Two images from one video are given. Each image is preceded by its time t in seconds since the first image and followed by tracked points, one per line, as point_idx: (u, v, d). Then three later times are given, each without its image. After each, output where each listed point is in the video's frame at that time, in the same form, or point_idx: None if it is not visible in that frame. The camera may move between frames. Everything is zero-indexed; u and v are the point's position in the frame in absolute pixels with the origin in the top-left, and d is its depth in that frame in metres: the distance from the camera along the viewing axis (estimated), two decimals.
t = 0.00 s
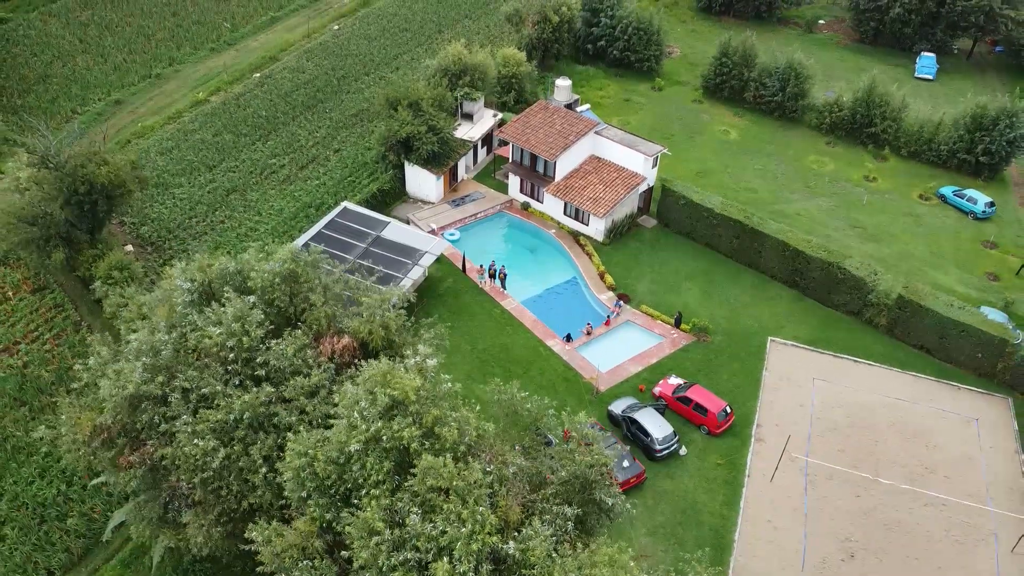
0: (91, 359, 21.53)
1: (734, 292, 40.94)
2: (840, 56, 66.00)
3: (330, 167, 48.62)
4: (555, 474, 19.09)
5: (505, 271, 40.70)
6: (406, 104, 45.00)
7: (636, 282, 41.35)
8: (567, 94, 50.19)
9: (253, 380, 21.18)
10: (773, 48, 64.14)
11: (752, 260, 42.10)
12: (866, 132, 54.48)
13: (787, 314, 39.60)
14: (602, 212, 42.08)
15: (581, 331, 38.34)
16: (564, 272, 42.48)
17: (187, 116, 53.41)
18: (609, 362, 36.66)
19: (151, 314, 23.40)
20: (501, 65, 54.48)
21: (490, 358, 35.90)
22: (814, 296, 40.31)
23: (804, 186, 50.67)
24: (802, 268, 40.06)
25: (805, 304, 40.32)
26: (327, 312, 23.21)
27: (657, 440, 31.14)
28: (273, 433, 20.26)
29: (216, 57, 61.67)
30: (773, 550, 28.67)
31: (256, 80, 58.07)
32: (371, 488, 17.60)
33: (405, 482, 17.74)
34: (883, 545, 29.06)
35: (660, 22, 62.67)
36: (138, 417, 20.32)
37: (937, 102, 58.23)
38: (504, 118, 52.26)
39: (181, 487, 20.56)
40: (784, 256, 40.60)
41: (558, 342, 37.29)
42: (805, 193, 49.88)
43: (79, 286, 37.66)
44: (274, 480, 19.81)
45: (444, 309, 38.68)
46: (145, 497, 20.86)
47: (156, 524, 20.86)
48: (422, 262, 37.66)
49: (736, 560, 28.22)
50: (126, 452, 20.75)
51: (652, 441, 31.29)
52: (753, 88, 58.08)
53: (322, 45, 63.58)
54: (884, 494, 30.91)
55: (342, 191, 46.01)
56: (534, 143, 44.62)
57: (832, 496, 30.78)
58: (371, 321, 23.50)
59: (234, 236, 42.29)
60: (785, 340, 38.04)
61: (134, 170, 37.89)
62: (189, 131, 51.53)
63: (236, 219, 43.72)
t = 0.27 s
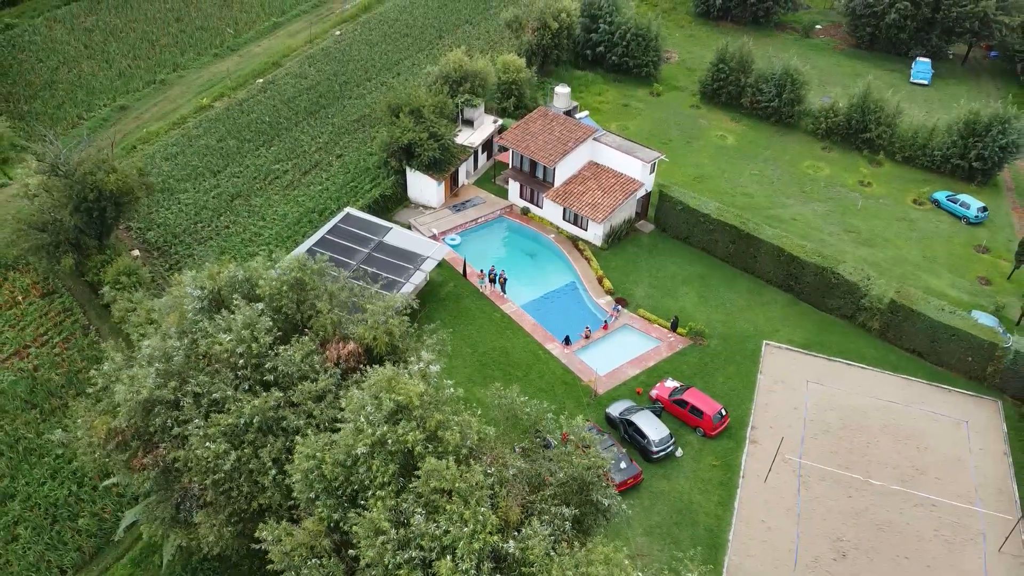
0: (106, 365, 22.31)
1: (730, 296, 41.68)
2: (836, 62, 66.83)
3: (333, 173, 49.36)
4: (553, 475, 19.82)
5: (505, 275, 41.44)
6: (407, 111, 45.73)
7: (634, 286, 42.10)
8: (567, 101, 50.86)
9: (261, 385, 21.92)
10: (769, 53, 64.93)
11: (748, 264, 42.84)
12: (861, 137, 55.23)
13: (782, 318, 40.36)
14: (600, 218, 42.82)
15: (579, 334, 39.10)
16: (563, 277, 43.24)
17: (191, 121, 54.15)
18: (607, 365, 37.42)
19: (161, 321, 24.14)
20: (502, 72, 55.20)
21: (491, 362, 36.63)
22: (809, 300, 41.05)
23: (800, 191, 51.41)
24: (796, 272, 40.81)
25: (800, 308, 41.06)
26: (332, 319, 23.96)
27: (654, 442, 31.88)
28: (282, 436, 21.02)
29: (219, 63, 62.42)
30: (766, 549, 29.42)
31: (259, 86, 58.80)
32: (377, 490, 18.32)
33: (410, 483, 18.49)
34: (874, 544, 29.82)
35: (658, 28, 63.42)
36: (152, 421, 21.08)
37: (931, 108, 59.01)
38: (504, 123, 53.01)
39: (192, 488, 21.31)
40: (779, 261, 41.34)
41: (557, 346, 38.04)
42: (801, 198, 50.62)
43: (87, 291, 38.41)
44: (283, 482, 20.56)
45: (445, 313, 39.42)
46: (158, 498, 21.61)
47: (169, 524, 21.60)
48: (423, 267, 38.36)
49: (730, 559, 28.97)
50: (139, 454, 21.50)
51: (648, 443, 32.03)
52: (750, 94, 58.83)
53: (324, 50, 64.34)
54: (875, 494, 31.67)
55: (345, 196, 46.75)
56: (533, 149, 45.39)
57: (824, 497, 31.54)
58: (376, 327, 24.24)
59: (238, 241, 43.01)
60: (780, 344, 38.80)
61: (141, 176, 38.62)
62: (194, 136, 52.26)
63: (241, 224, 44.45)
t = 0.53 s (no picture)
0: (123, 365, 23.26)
1: (726, 297, 42.57)
2: (832, 65, 67.76)
3: (337, 176, 50.26)
4: (552, 471, 20.70)
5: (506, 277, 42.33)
6: (410, 116, 46.64)
7: (632, 288, 43.00)
8: (566, 106, 51.77)
9: (272, 384, 22.82)
10: (767, 57, 65.84)
11: (744, 267, 43.72)
12: (856, 140, 56.12)
13: (777, 319, 41.25)
14: (599, 221, 43.68)
15: (579, 335, 40.00)
16: (562, 279, 44.14)
17: (197, 125, 55.07)
18: (605, 365, 38.33)
19: (175, 323, 25.05)
20: (502, 76, 56.07)
21: (492, 362, 37.54)
22: (803, 302, 41.94)
23: (795, 194, 52.30)
24: (791, 275, 41.69)
25: (795, 309, 41.95)
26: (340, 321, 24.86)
27: (651, 440, 32.78)
28: (292, 433, 21.92)
29: (224, 67, 63.37)
30: (760, 544, 30.31)
31: (263, 90, 59.72)
32: (385, 484, 19.22)
33: (416, 478, 19.39)
34: (865, 538, 30.70)
35: (656, 33, 64.32)
36: (168, 419, 21.99)
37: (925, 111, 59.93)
38: (505, 127, 53.94)
39: (206, 483, 22.20)
40: (774, 264, 42.23)
41: (557, 346, 38.93)
42: (796, 201, 51.51)
43: (98, 293, 39.35)
44: (294, 478, 21.47)
45: (447, 314, 40.33)
46: (173, 493, 22.51)
47: (184, 518, 22.52)
48: (426, 269, 39.28)
49: (724, 554, 29.87)
50: (156, 451, 22.42)
51: (645, 441, 32.93)
52: (747, 98, 59.72)
53: (327, 55, 65.28)
54: (867, 491, 32.55)
55: (349, 200, 47.66)
56: (534, 153, 46.28)
57: (817, 493, 32.42)
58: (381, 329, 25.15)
59: (245, 244, 43.91)
60: (775, 344, 39.69)
61: (151, 181, 39.54)
62: (200, 140, 53.18)
63: (247, 227, 45.37)
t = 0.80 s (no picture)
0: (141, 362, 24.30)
1: (722, 297, 43.59)
2: (828, 68, 68.79)
3: (341, 179, 51.29)
4: (552, 462, 21.74)
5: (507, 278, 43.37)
6: (413, 120, 47.65)
7: (631, 288, 44.02)
8: (566, 110, 52.65)
9: (284, 380, 23.85)
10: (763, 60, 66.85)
11: (740, 267, 44.73)
12: (850, 143, 57.13)
13: (772, 318, 42.27)
14: (599, 222, 44.66)
15: (578, 334, 41.03)
16: (562, 279, 45.17)
17: (204, 128, 56.11)
18: (604, 363, 39.35)
19: (190, 322, 26.07)
20: (503, 80, 57.06)
21: (494, 360, 38.57)
22: (798, 301, 42.94)
23: (791, 195, 53.31)
24: (786, 275, 42.69)
25: (789, 308, 42.97)
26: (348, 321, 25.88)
27: (648, 435, 33.80)
28: (304, 427, 22.96)
29: (229, 71, 64.41)
30: (753, 535, 31.32)
31: (268, 94, 60.75)
32: (393, 474, 20.25)
33: (423, 469, 20.42)
34: (855, 530, 31.71)
35: (655, 36, 65.33)
36: (185, 413, 23.03)
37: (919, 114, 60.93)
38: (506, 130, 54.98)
39: (222, 475, 23.23)
40: (769, 264, 43.23)
41: (557, 345, 39.96)
42: (792, 202, 52.52)
43: (109, 294, 40.40)
44: (306, 469, 22.51)
45: (450, 313, 41.38)
46: (190, 484, 23.54)
47: (200, 508, 23.57)
48: (429, 269, 40.35)
49: (719, 544, 30.89)
50: (174, 444, 23.46)
51: (643, 436, 33.95)
52: (744, 101, 60.72)
53: (331, 58, 66.33)
54: (857, 484, 33.56)
55: (353, 202, 48.69)
56: (534, 156, 47.28)
57: (809, 487, 33.44)
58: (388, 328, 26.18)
59: (252, 245, 44.94)
60: (769, 343, 40.71)
61: (161, 184, 40.57)
62: (206, 143, 54.21)
63: (254, 229, 46.41)
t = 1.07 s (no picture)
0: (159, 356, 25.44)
1: (718, 295, 44.72)
2: (823, 71, 69.90)
3: (346, 180, 52.43)
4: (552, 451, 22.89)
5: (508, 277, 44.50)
6: (416, 123, 48.80)
7: (628, 286, 45.16)
8: (566, 114, 53.58)
9: (296, 373, 24.99)
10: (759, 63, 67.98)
11: (735, 266, 45.85)
12: (844, 144, 58.24)
13: (766, 315, 43.40)
14: (597, 222, 45.80)
15: (577, 331, 42.17)
16: (562, 278, 46.32)
17: (211, 131, 57.24)
18: (602, 359, 40.50)
19: (204, 318, 27.22)
20: (504, 83, 58.18)
21: (495, 356, 39.71)
22: (792, 299, 44.06)
23: (786, 196, 54.44)
24: (779, 273, 43.82)
25: (783, 306, 44.10)
26: (356, 318, 27.01)
27: (645, 429, 34.90)
28: (315, 417, 24.09)
29: (234, 73, 65.54)
30: (747, 524, 32.44)
31: (273, 97, 61.91)
32: (401, 461, 21.38)
33: (430, 457, 21.55)
34: (845, 519, 32.82)
35: (653, 39, 66.46)
36: (202, 405, 24.15)
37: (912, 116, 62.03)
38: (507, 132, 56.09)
39: (236, 464, 24.35)
40: (763, 263, 44.36)
41: (557, 342, 41.09)
42: (787, 203, 53.63)
43: (121, 292, 41.52)
44: (317, 457, 23.64)
45: (453, 311, 42.51)
46: (205, 472, 24.66)
47: (216, 495, 24.72)
48: (432, 268, 41.49)
49: (713, 533, 32.01)
50: (191, 435, 24.60)
51: (640, 429, 35.04)
52: (741, 103, 61.85)
53: (334, 61, 67.47)
54: (848, 476, 34.67)
55: (357, 202, 49.84)
56: (534, 158, 48.42)
57: (800, 478, 34.55)
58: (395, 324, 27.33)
59: (259, 245, 46.07)
60: (763, 339, 41.84)
61: (171, 185, 41.69)
62: (213, 145, 55.35)
63: (261, 229, 47.54)
